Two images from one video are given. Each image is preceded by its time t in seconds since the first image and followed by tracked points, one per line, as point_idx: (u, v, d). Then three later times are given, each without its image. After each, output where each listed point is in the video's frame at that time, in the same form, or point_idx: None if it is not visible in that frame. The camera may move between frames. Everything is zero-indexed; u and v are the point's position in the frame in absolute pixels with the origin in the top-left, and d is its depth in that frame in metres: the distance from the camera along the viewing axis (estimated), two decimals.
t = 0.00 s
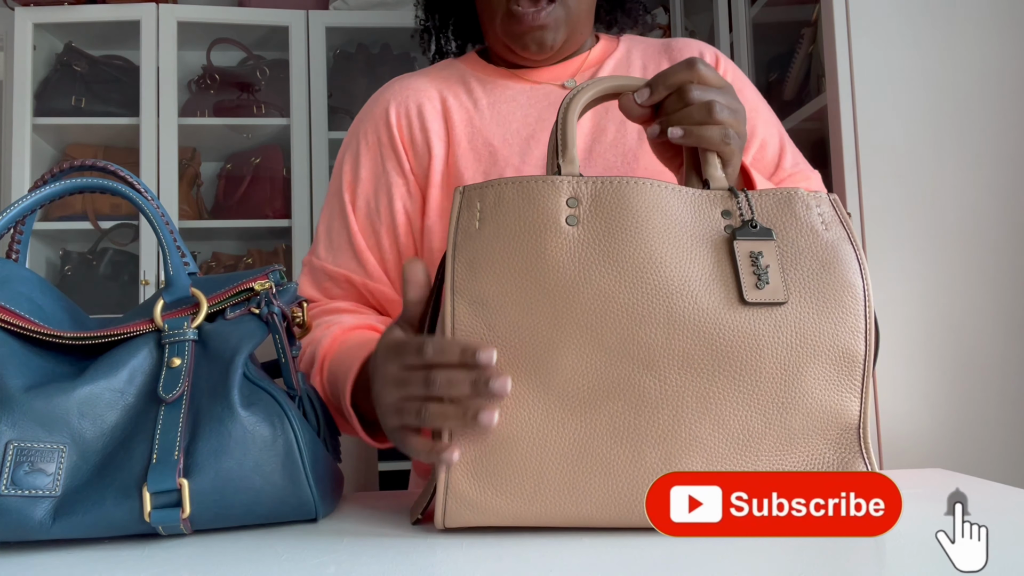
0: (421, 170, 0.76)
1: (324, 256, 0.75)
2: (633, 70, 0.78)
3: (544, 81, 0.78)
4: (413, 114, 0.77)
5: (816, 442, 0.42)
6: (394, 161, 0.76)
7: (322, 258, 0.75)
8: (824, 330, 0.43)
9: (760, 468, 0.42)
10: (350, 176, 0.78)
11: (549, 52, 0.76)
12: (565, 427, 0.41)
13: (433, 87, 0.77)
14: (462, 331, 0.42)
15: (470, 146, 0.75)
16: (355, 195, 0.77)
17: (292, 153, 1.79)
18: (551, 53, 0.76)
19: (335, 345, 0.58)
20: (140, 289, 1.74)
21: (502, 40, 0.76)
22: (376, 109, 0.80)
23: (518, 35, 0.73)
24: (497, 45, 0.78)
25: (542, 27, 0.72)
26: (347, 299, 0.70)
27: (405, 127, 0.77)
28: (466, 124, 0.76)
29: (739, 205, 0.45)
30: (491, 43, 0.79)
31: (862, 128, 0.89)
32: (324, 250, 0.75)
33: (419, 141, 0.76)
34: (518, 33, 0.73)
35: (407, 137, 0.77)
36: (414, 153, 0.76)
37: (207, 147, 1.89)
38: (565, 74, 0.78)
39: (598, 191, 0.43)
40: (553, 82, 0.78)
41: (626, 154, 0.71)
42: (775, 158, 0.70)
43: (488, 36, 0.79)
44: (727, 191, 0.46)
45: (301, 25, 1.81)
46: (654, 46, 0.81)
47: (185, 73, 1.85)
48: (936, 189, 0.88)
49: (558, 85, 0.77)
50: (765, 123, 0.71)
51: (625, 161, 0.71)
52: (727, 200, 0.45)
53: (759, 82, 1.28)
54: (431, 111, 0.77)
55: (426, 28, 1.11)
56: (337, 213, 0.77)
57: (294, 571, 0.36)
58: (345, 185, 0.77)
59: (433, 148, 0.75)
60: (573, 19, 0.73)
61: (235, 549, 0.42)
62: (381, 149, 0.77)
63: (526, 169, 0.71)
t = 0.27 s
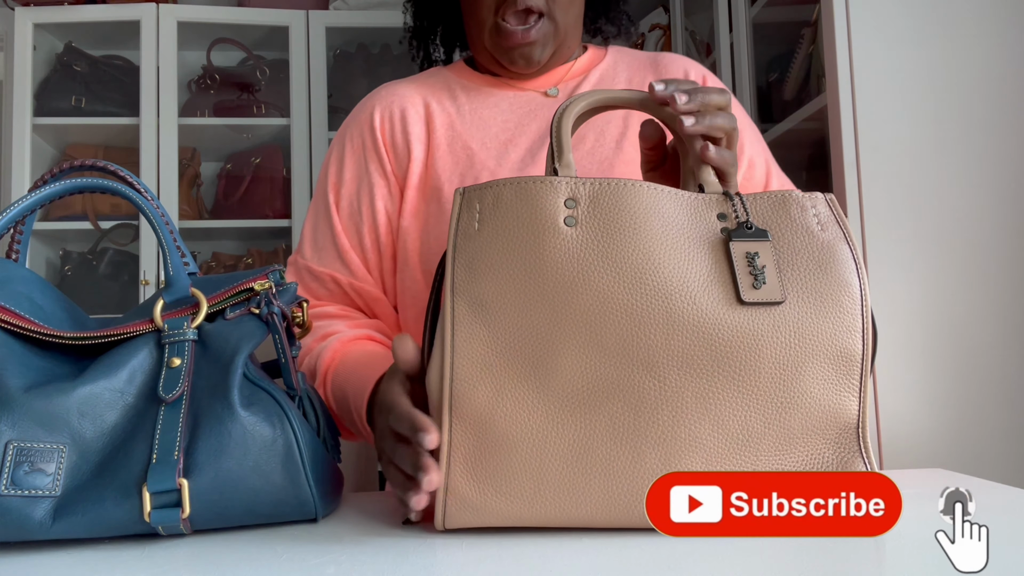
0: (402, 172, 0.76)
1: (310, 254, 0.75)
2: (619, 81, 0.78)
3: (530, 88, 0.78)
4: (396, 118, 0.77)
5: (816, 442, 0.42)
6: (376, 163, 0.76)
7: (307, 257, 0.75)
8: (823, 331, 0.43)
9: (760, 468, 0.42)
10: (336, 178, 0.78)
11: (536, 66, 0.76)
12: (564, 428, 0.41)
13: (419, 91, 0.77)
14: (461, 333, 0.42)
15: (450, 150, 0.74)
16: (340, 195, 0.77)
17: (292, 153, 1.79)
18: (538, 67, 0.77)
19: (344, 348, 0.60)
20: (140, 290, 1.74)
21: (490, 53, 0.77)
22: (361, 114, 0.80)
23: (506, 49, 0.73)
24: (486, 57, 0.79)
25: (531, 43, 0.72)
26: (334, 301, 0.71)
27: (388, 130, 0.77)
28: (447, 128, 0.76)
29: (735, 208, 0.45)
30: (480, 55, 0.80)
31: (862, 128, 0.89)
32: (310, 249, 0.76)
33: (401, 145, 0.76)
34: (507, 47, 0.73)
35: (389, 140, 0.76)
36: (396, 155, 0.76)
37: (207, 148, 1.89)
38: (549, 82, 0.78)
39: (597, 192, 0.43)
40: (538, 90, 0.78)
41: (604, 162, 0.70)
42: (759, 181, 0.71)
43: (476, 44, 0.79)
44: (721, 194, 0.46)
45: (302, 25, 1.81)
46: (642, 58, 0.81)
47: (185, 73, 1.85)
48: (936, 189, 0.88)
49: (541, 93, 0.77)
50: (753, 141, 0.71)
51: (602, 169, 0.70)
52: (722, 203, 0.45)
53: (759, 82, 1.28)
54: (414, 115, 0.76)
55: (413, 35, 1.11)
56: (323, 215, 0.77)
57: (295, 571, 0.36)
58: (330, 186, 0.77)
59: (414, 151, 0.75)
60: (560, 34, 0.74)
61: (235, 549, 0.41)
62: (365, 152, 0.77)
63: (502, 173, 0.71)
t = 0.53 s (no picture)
0: (398, 176, 0.75)
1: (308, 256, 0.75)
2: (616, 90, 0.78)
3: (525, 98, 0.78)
4: (396, 125, 0.76)
5: (816, 442, 0.42)
6: (373, 169, 0.75)
7: (305, 257, 0.75)
8: (823, 331, 0.43)
9: (761, 468, 0.42)
10: (335, 182, 0.78)
11: (533, 72, 0.76)
12: (564, 428, 0.41)
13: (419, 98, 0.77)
14: (461, 333, 0.42)
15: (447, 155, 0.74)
16: (337, 200, 0.77)
17: (292, 153, 1.79)
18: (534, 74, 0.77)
19: (344, 339, 0.61)
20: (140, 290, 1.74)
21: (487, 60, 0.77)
22: (362, 119, 0.79)
23: (502, 53, 0.73)
24: (481, 63, 0.79)
25: (528, 47, 0.73)
26: (329, 299, 0.71)
27: (387, 137, 0.76)
28: (444, 134, 0.75)
29: (736, 206, 0.45)
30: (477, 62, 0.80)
31: (862, 128, 0.89)
32: (308, 251, 0.76)
33: (398, 151, 0.75)
34: (503, 51, 0.73)
35: (388, 146, 0.76)
36: (392, 161, 0.75)
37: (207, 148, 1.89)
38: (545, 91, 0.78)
39: (597, 192, 0.43)
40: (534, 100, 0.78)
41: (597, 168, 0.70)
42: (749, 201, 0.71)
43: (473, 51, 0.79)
44: (722, 191, 0.46)
45: (302, 25, 1.81)
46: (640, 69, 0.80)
47: (185, 73, 1.85)
48: (936, 190, 0.88)
49: (537, 101, 0.77)
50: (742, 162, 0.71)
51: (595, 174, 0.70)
52: (723, 201, 0.45)
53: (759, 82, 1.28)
54: (413, 123, 0.76)
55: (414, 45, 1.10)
56: (321, 219, 0.77)
57: (294, 571, 0.36)
58: (328, 190, 0.77)
59: (411, 157, 0.74)
60: (556, 41, 0.75)
61: (234, 549, 0.41)
62: (363, 158, 0.77)
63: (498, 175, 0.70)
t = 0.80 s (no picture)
0: (417, 177, 0.76)
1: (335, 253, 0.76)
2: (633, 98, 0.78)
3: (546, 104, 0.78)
4: (420, 133, 0.77)
5: (815, 443, 0.42)
6: (395, 172, 0.76)
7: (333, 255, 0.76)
8: (823, 332, 0.43)
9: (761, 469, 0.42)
10: (361, 184, 0.79)
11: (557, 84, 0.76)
12: (564, 428, 0.41)
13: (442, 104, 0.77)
14: (461, 334, 0.42)
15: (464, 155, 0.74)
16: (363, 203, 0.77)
17: (292, 153, 1.79)
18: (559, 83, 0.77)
19: (370, 331, 0.60)
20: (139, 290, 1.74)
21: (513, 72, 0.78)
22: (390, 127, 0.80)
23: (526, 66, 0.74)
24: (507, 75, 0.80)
25: (552, 61, 0.73)
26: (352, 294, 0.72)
27: (412, 143, 0.77)
28: (463, 137, 0.75)
29: (736, 206, 0.45)
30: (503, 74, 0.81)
31: (862, 128, 0.89)
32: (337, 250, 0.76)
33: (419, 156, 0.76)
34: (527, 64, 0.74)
35: (411, 152, 0.77)
36: (414, 164, 0.76)
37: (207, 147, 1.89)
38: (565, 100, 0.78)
39: (597, 193, 0.43)
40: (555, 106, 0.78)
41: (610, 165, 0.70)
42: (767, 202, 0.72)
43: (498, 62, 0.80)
44: (722, 192, 0.46)
45: (302, 25, 1.81)
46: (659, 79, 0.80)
47: (185, 73, 1.85)
48: (936, 190, 0.88)
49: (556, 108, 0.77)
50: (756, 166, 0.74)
51: (608, 169, 0.70)
52: (723, 202, 0.45)
53: (759, 82, 1.28)
54: (437, 130, 0.76)
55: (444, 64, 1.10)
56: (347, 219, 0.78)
57: (294, 571, 0.36)
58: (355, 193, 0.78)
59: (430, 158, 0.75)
60: (580, 50, 0.75)
61: (234, 549, 0.41)
62: (387, 163, 0.78)
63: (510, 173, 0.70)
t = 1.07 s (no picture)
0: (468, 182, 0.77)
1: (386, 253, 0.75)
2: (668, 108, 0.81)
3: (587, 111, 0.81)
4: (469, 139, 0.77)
5: (815, 443, 0.42)
6: (445, 177, 0.77)
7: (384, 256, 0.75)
8: (823, 332, 0.43)
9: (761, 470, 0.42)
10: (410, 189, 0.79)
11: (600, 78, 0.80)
12: (564, 428, 0.41)
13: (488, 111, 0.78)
14: (462, 334, 0.43)
15: (515, 160, 0.76)
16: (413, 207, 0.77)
17: (292, 153, 1.79)
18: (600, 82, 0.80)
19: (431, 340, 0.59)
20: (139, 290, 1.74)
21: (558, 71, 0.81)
22: (434, 134, 0.81)
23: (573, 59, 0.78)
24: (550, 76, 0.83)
25: (597, 51, 0.77)
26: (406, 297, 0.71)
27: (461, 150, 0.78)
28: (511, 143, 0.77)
29: (736, 206, 0.45)
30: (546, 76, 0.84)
31: (862, 128, 0.89)
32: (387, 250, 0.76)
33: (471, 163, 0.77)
34: (574, 57, 0.78)
35: (460, 158, 0.77)
36: (465, 171, 0.77)
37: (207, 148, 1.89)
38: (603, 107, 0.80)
39: (597, 192, 0.43)
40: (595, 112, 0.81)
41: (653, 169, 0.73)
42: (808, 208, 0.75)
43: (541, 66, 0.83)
44: (723, 191, 0.46)
45: (301, 25, 1.81)
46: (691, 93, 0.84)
47: (185, 73, 1.85)
48: (937, 190, 0.88)
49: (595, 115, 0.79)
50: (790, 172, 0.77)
51: (653, 175, 0.73)
52: (723, 201, 0.45)
53: (759, 82, 1.28)
54: (484, 136, 0.78)
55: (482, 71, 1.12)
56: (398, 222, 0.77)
57: (295, 571, 0.36)
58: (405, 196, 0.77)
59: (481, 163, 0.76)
60: (622, 51, 0.79)
61: (235, 549, 0.41)
62: (435, 169, 0.78)
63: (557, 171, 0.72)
